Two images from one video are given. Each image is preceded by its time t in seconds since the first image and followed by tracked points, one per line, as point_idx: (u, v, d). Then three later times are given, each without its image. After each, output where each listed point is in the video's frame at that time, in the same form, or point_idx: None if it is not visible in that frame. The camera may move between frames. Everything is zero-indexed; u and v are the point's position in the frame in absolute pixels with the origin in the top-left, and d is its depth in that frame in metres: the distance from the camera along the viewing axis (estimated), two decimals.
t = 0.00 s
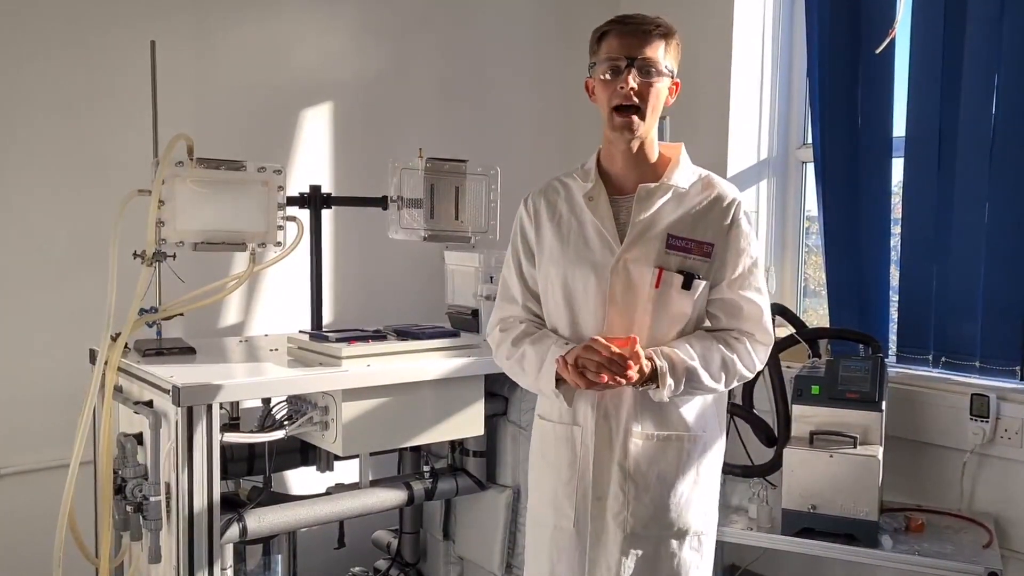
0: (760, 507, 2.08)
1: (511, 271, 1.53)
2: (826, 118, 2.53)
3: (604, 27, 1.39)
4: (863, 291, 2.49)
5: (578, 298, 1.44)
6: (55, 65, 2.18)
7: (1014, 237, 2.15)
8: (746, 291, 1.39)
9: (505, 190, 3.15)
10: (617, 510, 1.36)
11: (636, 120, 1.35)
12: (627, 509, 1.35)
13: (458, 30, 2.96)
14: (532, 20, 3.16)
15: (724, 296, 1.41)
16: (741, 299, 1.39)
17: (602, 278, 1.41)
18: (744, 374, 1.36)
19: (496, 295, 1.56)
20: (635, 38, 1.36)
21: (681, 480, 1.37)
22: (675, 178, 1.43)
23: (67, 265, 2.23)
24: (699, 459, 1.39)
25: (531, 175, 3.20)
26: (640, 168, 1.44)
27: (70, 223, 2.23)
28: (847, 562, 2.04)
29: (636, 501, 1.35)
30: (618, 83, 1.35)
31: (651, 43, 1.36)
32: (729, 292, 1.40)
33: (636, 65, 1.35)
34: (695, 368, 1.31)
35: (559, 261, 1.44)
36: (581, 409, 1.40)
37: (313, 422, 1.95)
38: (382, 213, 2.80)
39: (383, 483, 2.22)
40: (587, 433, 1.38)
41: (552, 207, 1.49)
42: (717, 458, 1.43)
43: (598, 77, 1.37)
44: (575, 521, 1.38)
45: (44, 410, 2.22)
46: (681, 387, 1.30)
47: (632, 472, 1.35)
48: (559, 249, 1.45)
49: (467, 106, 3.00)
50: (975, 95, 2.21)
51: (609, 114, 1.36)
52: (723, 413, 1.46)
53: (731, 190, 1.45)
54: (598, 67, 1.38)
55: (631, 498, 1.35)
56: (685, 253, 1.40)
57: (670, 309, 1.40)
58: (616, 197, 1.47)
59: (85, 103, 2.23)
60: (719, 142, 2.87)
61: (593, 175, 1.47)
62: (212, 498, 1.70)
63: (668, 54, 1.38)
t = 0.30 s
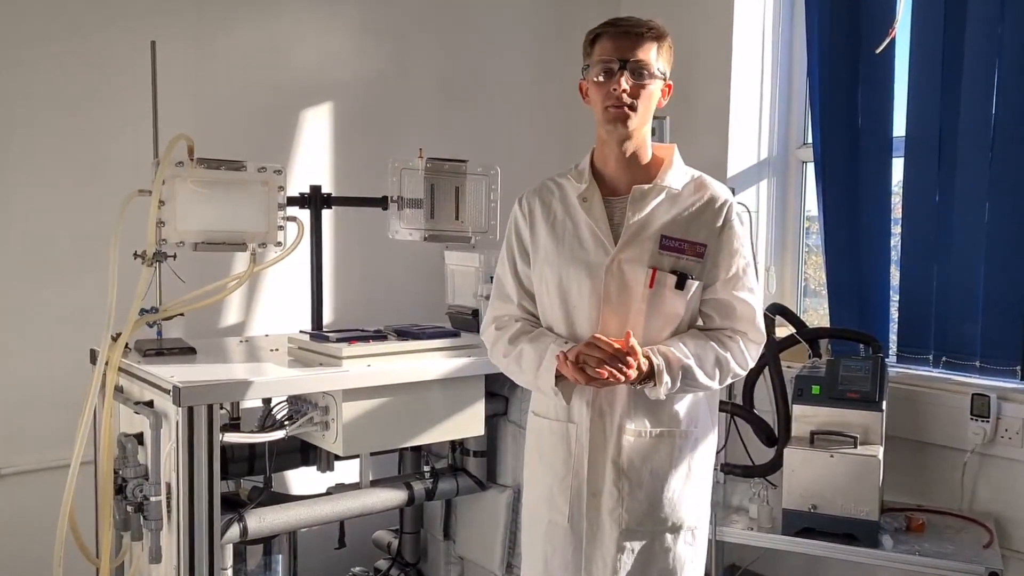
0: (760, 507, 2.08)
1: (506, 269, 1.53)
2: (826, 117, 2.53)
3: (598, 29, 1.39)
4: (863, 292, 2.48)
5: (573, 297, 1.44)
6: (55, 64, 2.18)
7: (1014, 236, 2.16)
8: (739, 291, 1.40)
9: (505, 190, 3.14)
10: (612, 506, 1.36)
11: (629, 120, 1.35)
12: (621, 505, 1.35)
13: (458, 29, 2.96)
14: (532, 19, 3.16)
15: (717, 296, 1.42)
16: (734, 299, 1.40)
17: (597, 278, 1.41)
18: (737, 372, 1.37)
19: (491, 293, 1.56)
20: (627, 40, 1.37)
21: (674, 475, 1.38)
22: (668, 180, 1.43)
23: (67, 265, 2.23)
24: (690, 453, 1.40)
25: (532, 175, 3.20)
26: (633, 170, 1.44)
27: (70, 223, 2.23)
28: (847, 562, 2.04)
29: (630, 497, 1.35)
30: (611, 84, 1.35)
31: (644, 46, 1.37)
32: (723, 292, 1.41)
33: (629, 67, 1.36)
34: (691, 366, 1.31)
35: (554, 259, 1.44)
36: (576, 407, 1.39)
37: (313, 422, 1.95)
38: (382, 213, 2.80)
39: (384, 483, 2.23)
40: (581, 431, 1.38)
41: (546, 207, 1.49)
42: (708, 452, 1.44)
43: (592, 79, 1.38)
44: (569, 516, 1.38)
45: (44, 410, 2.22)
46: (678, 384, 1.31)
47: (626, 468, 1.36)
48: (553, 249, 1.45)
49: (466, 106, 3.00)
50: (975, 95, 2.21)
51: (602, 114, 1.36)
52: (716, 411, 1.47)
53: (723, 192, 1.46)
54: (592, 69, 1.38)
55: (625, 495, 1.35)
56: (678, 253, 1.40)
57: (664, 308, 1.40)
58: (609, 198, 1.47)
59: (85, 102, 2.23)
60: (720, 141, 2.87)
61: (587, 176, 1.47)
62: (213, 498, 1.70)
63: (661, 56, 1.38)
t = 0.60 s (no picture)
0: (761, 507, 2.08)
1: (502, 268, 1.53)
2: (826, 117, 2.52)
3: (591, 31, 1.39)
4: (863, 292, 2.48)
5: (570, 297, 1.44)
6: (56, 64, 2.18)
7: (1015, 236, 2.16)
8: (734, 289, 1.40)
9: (506, 189, 3.14)
10: (610, 503, 1.36)
11: (623, 123, 1.35)
12: (620, 502, 1.35)
13: (458, 29, 2.96)
14: (532, 19, 3.16)
15: (712, 295, 1.42)
16: (729, 298, 1.40)
17: (594, 279, 1.41)
18: (733, 369, 1.37)
19: (486, 292, 1.55)
20: (620, 42, 1.36)
21: (669, 469, 1.38)
22: (663, 180, 1.43)
23: (68, 265, 2.23)
24: (685, 447, 1.40)
25: (532, 175, 3.20)
26: (629, 170, 1.44)
27: (71, 223, 2.23)
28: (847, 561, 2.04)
29: (629, 494, 1.35)
30: (605, 87, 1.35)
31: (637, 47, 1.36)
32: (718, 291, 1.41)
33: (622, 69, 1.35)
34: (688, 364, 1.31)
35: (550, 260, 1.44)
36: (574, 405, 1.39)
37: (314, 422, 1.94)
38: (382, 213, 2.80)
39: (385, 483, 2.23)
40: (578, 429, 1.38)
41: (542, 208, 1.49)
42: (702, 447, 1.44)
43: (586, 81, 1.38)
44: (567, 513, 1.38)
45: (45, 411, 2.22)
46: (675, 382, 1.31)
47: (623, 465, 1.36)
48: (551, 248, 1.45)
49: (467, 106, 3.00)
50: (975, 95, 2.21)
51: (596, 116, 1.36)
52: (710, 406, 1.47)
53: (718, 191, 1.46)
54: (586, 71, 1.38)
55: (624, 492, 1.35)
56: (674, 253, 1.41)
57: (660, 308, 1.41)
58: (605, 198, 1.47)
59: (86, 102, 2.23)
60: (720, 142, 2.87)
61: (583, 176, 1.47)
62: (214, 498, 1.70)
63: (654, 57, 1.38)
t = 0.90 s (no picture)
0: (762, 508, 2.07)
1: (498, 267, 1.52)
2: (827, 117, 2.52)
3: (583, 35, 1.40)
4: (864, 291, 2.48)
5: (568, 296, 1.44)
6: (56, 64, 2.18)
7: (1016, 237, 2.16)
8: (734, 284, 1.39)
9: (506, 189, 3.15)
10: (608, 501, 1.36)
11: (620, 124, 1.35)
12: (618, 499, 1.35)
13: (459, 30, 2.96)
14: (532, 19, 3.16)
15: (713, 291, 1.41)
16: (730, 293, 1.39)
17: (593, 276, 1.41)
18: (740, 358, 1.36)
19: (483, 292, 1.55)
20: (613, 44, 1.36)
21: (668, 467, 1.37)
22: (661, 178, 1.43)
23: (68, 265, 2.24)
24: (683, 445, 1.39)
25: (533, 175, 3.20)
26: (628, 168, 1.44)
27: (72, 223, 2.23)
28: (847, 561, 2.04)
29: (627, 490, 1.35)
30: (600, 89, 1.35)
31: (631, 48, 1.36)
32: (719, 286, 1.40)
33: (616, 70, 1.35)
34: (700, 339, 1.30)
35: (549, 258, 1.44)
36: (572, 404, 1.40)
37: (313, 422, 1.94)
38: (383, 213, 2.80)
39: (385, 483, 2.23)
40: (576, 427, 1.39)
41: (541, 207, 1.49)
42: (700, 445, 1.43)
43: (581, 84, 1.38)
44: (565, 511, 1.38)
45: (46, 410, 2.22)
46: (690, 359, 1.29)
47: (622, 461, 1.36)
48: (549, 247, 1.45)
49: (467, 107, 3.00)
50: (975, 95, 2.21)
51: (593, 119, 1.36)
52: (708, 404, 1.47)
53: (716, 189, 1.46)
54: (581, 74, 1.38)
55: (622, 490, 1.35)
56: (673, 249, 1.40)
57: (660, 304, 1.41)
58: (604, 196, 1.47)
59: (86, 102, 2.24)
60: (721, 142, 2.87)
61: (581, 175, 1.47)
62: (215, 497, 1.69)
63: (648, 57, 1.38)
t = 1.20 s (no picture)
0: (762, 507, 2.07)
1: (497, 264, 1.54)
2: (827, 117, 2.52)
3: (566, 48, 1.38)
4: (865, 291, 2.48)
5: (565, 291, 1.45)
6: (56, 64, 2.18)
7: (1016, 237, 2.16)
8: (731, 280, 1.37)
9: (507, 190, 3.14)
10: (608, 498, 1.36)
11: (616, 130, 1.35)
12: (617, 497, 1.35)
13: (459, 30, 2.96)
14: (532, 19, 3.16)
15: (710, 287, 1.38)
16: (725, 288, 1.37)
17: (591, 269, 1.42)
18: (736, 349, 1.35)
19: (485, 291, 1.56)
20: (598, 53, 1.34)
21: (669, 467, 1.37)
22: (659, 176, 1.44)
23: (69, 265, 2.24)
24: (683, 443, 1.39)
25: (533, 176, 3.20)
26: (627, 166, 1.44)
27: (71, 223, 2.23)
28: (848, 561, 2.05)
29: (627, 487, 1.35)
30: (591, 100, 1.33)
31: (616, 55, 1.34)
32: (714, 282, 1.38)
33: (603, 80, 1.33)
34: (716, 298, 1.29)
35: (549, 253, 1.47)
36: (572, 402, 1.40)
37: (313, 422, 1.94)
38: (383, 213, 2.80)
39: (385, 483, 2.23)
40: (575, 424, 1.39)
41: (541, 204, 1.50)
42: (701, 444, 1.43)
43: (571, 95, 1.36)
44: (566, 508, 1.39)
45: (46, 410, 2.22)
46: (706, 309, 1.26)
47: (622, 458, 1.36)
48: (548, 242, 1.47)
49: (468, 107, 3.00)
50: (975, 95, 2.21)
51: (587, 128, 1.36)
52: (709, 403, 1.46)
53: (715, 185, 1.46)
54: (569, 86, 1.36)
55: (621, 487, 1.35)
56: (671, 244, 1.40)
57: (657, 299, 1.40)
58: (604, 194, 1.48)
59: (86, 102, 2.23)
60: (721, 142, 2.87)
61: (580, 174, 1.48)
62: (216, 498, 1.69)
63: (635, 60, 1.36)
